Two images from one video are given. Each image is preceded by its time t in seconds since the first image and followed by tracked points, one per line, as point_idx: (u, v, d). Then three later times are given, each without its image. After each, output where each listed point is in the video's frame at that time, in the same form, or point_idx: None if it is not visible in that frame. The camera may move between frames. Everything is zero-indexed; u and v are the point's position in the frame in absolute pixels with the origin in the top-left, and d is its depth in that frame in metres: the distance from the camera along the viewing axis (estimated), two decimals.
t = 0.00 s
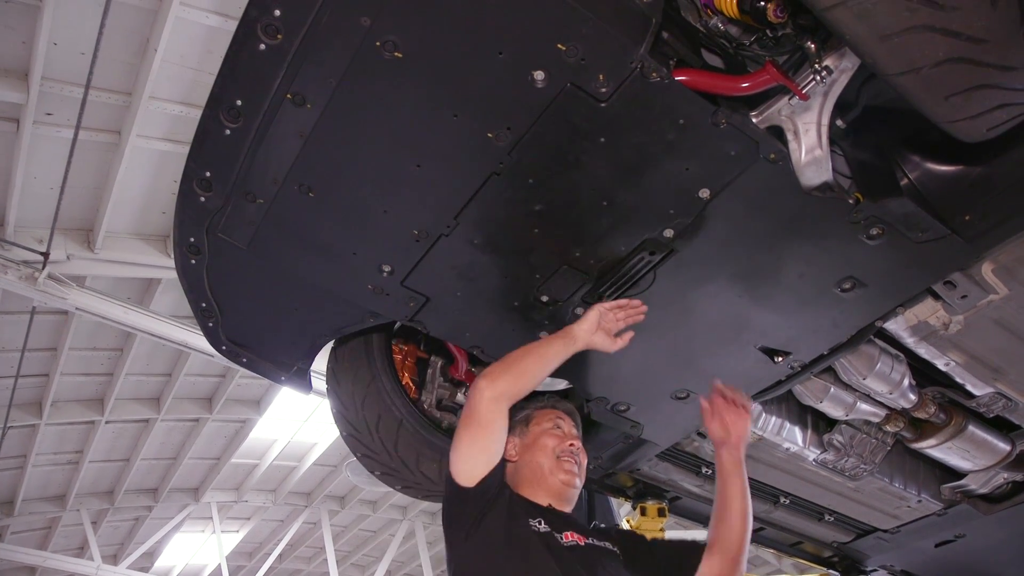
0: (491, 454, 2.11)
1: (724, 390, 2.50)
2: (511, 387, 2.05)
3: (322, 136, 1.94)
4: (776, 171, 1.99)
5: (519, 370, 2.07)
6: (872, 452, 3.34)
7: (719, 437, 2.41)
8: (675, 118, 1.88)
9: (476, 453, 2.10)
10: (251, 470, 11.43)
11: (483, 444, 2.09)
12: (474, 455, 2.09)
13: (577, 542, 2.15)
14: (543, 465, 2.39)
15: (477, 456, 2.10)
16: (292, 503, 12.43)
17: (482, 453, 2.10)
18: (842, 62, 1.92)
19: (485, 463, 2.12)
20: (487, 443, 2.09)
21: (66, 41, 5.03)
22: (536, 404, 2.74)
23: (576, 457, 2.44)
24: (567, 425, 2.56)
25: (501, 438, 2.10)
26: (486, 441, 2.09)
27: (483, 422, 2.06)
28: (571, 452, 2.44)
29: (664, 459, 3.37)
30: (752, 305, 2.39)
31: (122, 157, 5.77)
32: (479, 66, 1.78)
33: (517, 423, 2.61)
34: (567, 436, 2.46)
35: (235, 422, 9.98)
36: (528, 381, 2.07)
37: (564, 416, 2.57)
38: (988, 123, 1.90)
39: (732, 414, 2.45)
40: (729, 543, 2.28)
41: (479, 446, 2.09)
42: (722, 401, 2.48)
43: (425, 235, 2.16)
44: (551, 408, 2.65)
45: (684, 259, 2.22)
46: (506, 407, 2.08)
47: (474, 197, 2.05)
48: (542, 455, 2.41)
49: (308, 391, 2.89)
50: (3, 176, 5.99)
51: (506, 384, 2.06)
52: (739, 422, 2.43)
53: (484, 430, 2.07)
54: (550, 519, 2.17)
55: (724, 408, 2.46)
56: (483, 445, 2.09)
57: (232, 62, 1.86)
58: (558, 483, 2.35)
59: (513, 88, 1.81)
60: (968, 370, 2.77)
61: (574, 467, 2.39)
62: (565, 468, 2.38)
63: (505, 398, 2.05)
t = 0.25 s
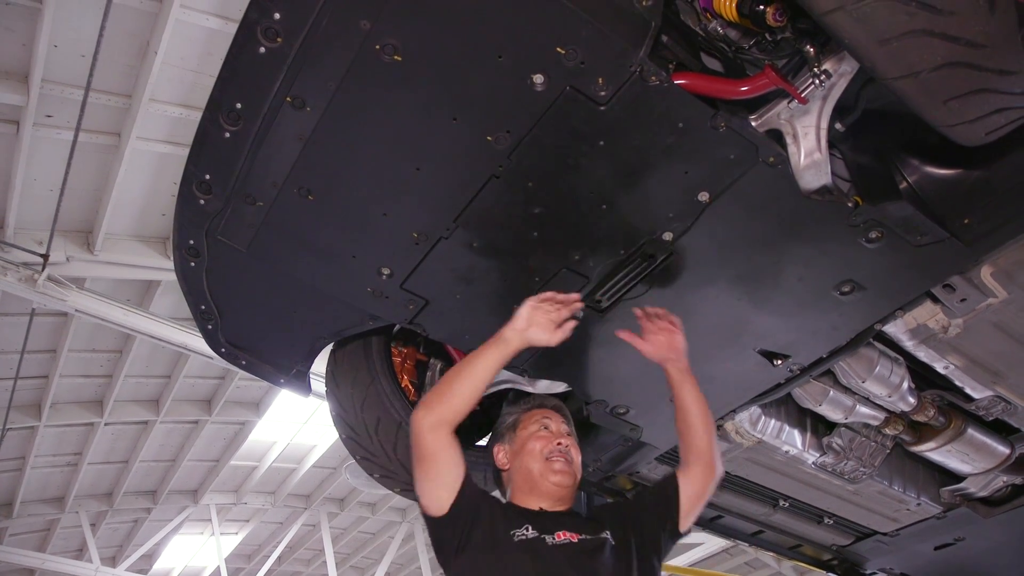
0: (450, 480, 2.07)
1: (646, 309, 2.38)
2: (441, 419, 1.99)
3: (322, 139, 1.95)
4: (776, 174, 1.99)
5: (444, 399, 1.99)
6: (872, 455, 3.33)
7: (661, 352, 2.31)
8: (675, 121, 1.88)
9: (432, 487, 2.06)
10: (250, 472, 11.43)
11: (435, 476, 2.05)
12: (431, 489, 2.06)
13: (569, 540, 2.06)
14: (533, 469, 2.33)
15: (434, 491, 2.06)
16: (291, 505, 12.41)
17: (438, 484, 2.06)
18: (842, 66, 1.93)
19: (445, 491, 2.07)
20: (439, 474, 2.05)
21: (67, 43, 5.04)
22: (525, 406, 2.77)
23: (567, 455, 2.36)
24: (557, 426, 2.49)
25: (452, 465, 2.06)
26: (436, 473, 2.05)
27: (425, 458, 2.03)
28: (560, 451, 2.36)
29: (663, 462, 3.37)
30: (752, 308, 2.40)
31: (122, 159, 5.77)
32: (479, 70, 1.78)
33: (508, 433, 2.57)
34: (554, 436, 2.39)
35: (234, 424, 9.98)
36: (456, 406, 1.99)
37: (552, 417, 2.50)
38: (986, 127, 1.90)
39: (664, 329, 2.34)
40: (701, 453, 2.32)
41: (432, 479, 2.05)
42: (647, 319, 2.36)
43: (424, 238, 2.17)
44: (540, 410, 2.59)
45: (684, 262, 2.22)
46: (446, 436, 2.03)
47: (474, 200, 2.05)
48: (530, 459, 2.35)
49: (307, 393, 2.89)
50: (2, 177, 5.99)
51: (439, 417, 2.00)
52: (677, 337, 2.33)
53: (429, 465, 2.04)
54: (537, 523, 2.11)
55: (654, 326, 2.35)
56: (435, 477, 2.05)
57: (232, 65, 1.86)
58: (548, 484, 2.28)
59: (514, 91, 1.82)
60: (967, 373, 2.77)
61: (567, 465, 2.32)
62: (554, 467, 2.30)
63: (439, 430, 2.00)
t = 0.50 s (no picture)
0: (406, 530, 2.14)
1: (545, 279, 2.28)
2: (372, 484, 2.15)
3: (322, 144, 1.95)
4: (776, 179, 1.99)
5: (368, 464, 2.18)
6: (873, 460, 3.33)
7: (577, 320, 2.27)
8: (675, 127, 1.88)
9: (391, 544, 2.12)
10: (250, 476, 11.41)
11: (390, 535, 2.12)
12: (393, 544, 2.11)
13: (541, 546, 2.08)
14: (514, 473, 2.36)
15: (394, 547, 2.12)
16: (291, 509, 12.39)
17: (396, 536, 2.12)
18: (841, 71, 1.93)
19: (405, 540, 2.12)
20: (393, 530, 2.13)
21: (68, 47, 5.04)
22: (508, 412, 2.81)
23: (546, 455, 2.39)
24: (537, 427, 2.53)
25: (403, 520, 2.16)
26: (388, 530, 2.12)
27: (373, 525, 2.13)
28: (539, 452, 2.39)
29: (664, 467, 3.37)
30: (752, 313, 2.40)
31: (123, 163, 5.77)
32: (479, 75, 1.78)
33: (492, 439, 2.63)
34: (531, 439, 2.43)
35: (234, 427, 9.97)
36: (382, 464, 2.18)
37: (530, 419, 2.55)
38: (986, 132, 1.90)
39: (569, 298, 2.27)
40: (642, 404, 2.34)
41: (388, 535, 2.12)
42: (547, 288, 2.28)
43: (425, 243, 2.17)
44: (520, 413, 2.63)
45: (685, 267, 2.22)
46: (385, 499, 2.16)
47: (474, 205, 2.06)
48: (511, 464, 2.40)
49: (307, 398, 2.89)
50: (3, 181, 5.99)
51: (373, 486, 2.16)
52: (587, 303, 2.25)
53: (379, 529, 2.12)
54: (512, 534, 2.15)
55: (557, 293, 2.28)
56: (392, 533, 2.12)
57: (233, 71, 1.87)
58: (529, 486, 2.31)
59: (514, 96, 1.82)
60: (968, 378, 2.77)
61: (545, 465, 2.35)
62: (533, 469, 2.34)
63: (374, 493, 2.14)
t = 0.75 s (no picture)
0: None
1: (453, 271, 2.25)
2: None
3: (323, 148, 1.95)
4: (776, 182, 1.99)
5: None
6: (873, 462, 3.33)
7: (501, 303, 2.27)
8: (675, 130, 1.88)
9: None
10: (251, 479, 11.41)
11: None
12: None
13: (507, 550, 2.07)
14: (488, 473, 2.36)
15: None
16: (292, 512, 12.39)
17: None
18: (841, 75, 1.93)
19: None
20: None
21: (70, 51, 5.05)
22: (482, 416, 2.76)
23: (518, 452, 2.38)
24: (509, 424, 2.52)
25: None
26: None
27: None
28: (511, 450, 2.39)
29: (664, 470, 3.37)
30: (752, 316, 2.40)
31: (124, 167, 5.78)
32: (481, 79, 1.78)
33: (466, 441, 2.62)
34: (503, 437, 2.43)
35: (235, 430, 9.98)
36: None
37: (501, 418, 2.54)
38: (986, 135, 1.91)
39: (488, 286, 2.26)
40: (582, 380, 2.27)
41: None
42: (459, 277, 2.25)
43: (425, 246, 2.17)
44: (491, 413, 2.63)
45: (685, 271, 2.22)
46: None
47: (474, 209, 2.06)
48: (485, 465, 2.39)
49: (307, 401, 2.89)
50: (4, 184, 6.00)
51: None
52: (507, 286, 2.24)
53: None
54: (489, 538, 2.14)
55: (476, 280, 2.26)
56: None
57: (233, 75, 1.87)
58: (502, 484, 2.30)
59: (514, 100, 1.82)
60: (968, 380, 2.77)
61: (517, 462, 2.34)
62: (505, 467, 2.33)
63: None
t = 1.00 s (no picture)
0: None
1: (440, 245, 2.15)
2: None
3: (323, 150, 1.95)
4: (776, 184, 1.99)
5: None
6: (874, 464, 3.33)
7: (485, 288, 2.19)
8: (675, 132, 1.88)
9: None
10: (251, 480, 11.41)
11: None
12: None
13: (483, 549, 2.13)
14: (471, 472, 2.36)
15: None
16: (292, 513, 12.39)
17: None
18: (841, 77, 1.93)
19: None
20: None
21: (70, 52, 5.06)
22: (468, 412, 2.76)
23: (501, 450, 2.38)
24: (493, 422, 2.52)
25: None
26: None
27: None
28: (495, 449, 2.39)
29: (665, 471, 3.36)
30: (753, 318, 2.40)
31: (124, 168, 5.78)
32: (481, 81, 1.79)
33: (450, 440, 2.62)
34: (486, 436, 2.42)
35: (235, 431, 9.97)
36: None
37: (485, 415, 2.54)
38: (986, 137, 1.91)
39: (474, 270, 2.18)
40: (563, 373, 2.21)
41: None
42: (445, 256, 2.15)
43: (425, 248, 2.17)
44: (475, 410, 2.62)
45: (685, 272, 2.22)
46: None
47: (474, 211, 2.06)
48: (468, 464, 2.39)
49: (307, 402, 2.89)
50: (5, 185, 6.00)
51: None
52: (491, 272, 2.18)
53: None
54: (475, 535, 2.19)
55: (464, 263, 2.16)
56: None
57: (234, 77, 1.88)
58: (486, 483, 2.31)
59: (515, 102, 1.82)
60: (968, 382, 2.77)
61: (500, 461, 2.34)
62: (488, 465, 2.33)
63: None
